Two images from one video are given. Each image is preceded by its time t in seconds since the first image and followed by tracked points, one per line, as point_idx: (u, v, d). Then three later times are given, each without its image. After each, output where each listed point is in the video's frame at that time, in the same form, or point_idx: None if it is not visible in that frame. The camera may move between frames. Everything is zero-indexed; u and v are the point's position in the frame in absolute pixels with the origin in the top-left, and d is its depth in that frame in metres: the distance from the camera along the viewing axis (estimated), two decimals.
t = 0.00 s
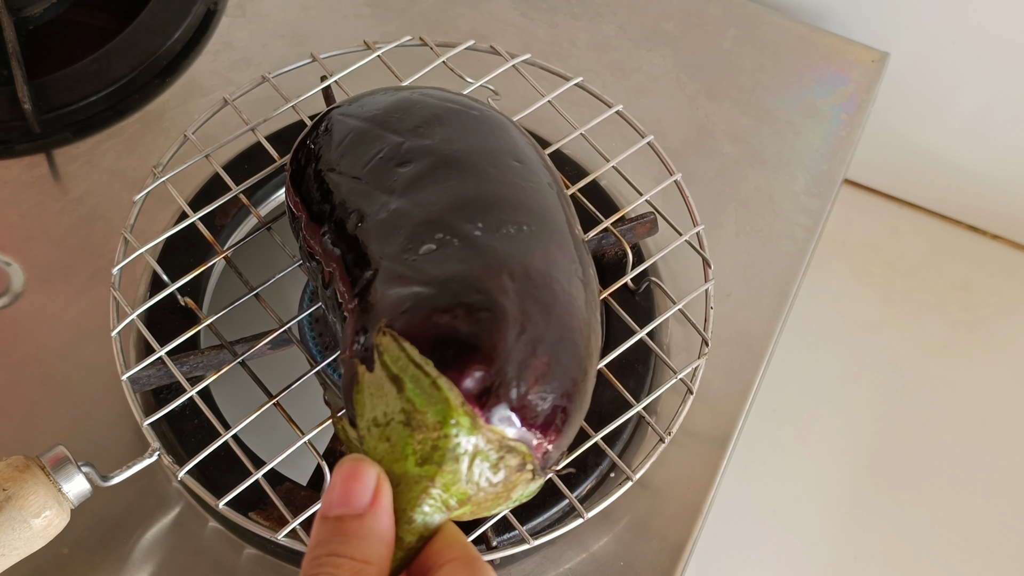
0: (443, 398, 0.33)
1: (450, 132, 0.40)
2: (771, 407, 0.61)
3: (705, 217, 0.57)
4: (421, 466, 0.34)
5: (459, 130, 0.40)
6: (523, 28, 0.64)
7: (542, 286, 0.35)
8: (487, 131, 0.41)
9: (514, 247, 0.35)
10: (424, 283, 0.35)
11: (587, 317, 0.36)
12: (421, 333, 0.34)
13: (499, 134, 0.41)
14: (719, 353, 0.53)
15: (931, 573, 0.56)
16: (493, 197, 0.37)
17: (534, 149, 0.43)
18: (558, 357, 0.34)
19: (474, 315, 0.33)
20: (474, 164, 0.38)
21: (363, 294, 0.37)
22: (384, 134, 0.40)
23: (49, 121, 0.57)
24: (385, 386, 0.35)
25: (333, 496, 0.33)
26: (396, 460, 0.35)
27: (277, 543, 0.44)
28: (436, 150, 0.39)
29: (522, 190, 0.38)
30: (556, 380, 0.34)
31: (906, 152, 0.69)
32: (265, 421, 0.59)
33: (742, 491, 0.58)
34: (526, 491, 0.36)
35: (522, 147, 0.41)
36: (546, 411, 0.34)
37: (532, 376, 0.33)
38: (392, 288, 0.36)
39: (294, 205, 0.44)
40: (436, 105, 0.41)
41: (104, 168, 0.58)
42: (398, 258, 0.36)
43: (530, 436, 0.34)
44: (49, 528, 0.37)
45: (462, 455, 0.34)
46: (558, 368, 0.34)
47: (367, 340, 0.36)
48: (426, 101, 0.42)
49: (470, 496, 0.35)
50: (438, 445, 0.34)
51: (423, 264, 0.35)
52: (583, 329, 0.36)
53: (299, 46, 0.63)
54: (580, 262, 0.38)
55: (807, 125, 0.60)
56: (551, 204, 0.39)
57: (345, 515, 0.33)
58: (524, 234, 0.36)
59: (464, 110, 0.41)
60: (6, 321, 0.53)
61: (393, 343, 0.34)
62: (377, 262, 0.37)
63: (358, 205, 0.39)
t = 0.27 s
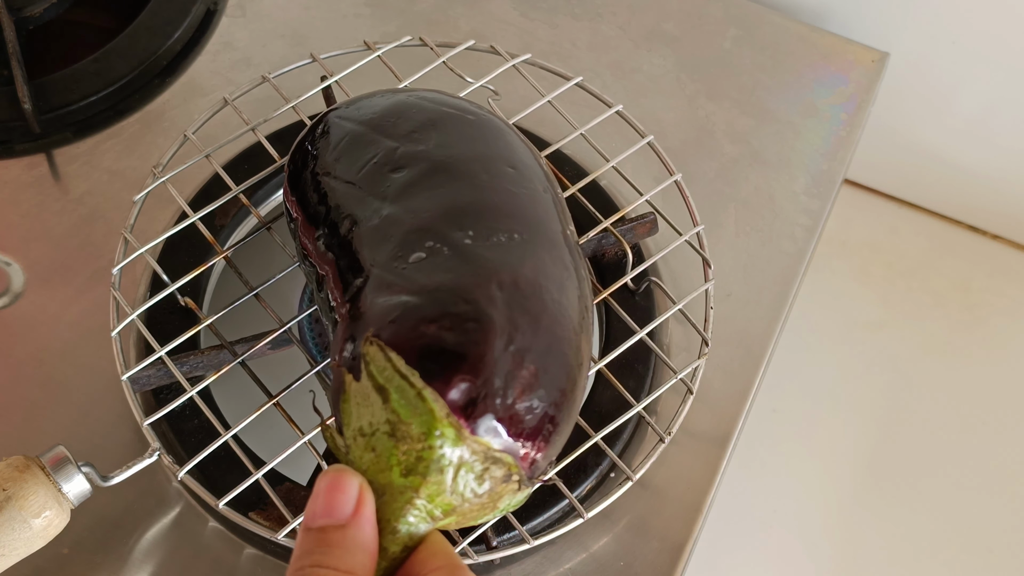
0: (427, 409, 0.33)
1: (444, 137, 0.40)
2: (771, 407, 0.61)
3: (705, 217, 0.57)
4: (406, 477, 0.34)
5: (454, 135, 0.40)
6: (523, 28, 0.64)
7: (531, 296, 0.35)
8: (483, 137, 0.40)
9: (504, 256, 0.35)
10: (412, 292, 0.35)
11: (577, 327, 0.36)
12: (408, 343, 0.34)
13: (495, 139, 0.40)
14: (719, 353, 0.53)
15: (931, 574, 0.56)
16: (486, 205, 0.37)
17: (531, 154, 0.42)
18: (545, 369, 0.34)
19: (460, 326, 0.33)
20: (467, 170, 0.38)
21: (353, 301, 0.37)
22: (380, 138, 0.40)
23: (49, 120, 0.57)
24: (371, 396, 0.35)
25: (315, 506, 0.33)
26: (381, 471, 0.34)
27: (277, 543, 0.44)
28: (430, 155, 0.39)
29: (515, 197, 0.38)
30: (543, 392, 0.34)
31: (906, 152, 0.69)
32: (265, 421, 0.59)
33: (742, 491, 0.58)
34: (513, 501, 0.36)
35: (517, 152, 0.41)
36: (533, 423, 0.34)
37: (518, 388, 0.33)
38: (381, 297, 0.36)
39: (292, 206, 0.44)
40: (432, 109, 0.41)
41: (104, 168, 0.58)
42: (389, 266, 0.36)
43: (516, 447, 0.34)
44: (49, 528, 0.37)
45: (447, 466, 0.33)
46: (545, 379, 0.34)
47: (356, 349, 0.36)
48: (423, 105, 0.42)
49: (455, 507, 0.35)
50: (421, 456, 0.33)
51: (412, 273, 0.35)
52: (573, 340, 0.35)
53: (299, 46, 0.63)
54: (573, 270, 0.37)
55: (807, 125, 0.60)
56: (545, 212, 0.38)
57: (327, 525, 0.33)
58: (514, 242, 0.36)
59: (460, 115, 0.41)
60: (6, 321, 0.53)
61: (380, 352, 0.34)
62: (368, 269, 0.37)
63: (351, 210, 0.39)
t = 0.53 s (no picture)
0: (399, 423, 0.32)
1: (434, 143, 0.39)
2: (771, 407, 0.61)
3: (705, 217, 0.57)
4: (378, 492, 0.33)
5: (444, 141, 0.39)
6: (523, 28, 0.64)
7: (510, 310, 0.34)
8: (473, 143, 0.39)
9: (486, 267, 0.34)
10: (390, 304, 0.34)
11: (559, 341, 0.35)
12: (383, 356, 0.33)
13: (485, 146, 0.39)
14: (719, 353, 0.53)
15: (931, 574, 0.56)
16: (471, 214, 0.36)
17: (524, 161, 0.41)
18: (522, 383, 0.33)
19: (437, 339, 0.33)
20: (454, 178, 0.37)
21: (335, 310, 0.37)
22: (369, 143, 0.39)
23: (50, 121, 0.57)
24: (345, 409, 0.34)
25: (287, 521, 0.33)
26: (354, 484, 0.34)
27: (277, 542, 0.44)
28: (418, 162, 0.38)
29: (502, 205, 0.37)
30: (519, 407, 0.33)
31: (906, 153, 0.69)
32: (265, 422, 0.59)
33: (742, 492, 0.58)
34: (489, 514, 0.35)
35: (510, 159, 0.40)
36: (508, 438, 0.33)
37: (493, 404, 0.33)
38: (361, 308, 0.35)
39: (287, 209, 0.44)
40: (424, 114, 0.40)
41: (104, 168, 0.58)
42: (371, 275, 0.35)
43: (490, 463, 0.33)
44: (49, 528, 0.37)
45: (419, 481, 0.33)
46: (522, 394, 0.33)
47: (334, 360, 0.35)
48: (415, 110, 0.41)
49: (428, 522, 0.34)
50: (393, 470, 0.33)
51: (392, 283, 0.34)
52: (553, 354, 0.34)
53: (300, 46, 0.63)
54: (560, 282, 0.36)
55: (807, 125, 0.60)
56: (534, 221, 0.37)
57: (297, 539, 0.33)
58: (498, 253, 0.35)
59: (452, 120, 0.40)
60: (7, 321, 0.53)
61: (356, 365, 0.33)
62: (350, 278, 0.36)
63: (338, 216, 0.38)
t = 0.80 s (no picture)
0: (375, 447, 0.32)
1: (424, 154, 0.38)
2: (771, 407, 0.61)
3: (705, 217, 0.57)
4: (355, 514, 0.33)
5: (435, 152, 0.38)
6: (522, 28, 0.64)
7: (492, 331, 0.33)
8: (464, 154, 0.38)
9: (470, 287, 0.34)
10: (372, 325, 0.34)
11: (544, 361, 0.34)
12: (362, 378, 0.33)
13: (477, 156, 0.38)
14: (719, 353, 0.53)
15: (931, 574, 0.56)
16: (458, 229, 0.35)
17: (519, 171, 0.40)
18: (502, 406, 0.33)
19: (416, 362, 0.32)
20: (442, 191, 0.36)
21: (319, 325, 0.36)
22: (360, 153, 0.39)
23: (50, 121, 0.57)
24: (323, 431, 0.33)
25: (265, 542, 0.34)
26: (331, 506, 0.33)
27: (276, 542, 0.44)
28: (406, 175, 0.37)
29: (490, 220, 0.36)
30: (498, 429, 0.33)
31: (906, 153, 0.69)
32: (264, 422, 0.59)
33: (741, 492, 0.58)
34: (469, 534, 0.35)
35: (503, 169, 0.39)
36: (487, 460, 0.33)
37: (472, 427, 0.32)
38: (344, 326, 0.34)
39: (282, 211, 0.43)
40: (416, 123, 0.39)
41: (104, 168, 0.58)
42: (356, 291, 0.35)
43: (468, 486, 0.33)
44: (49, 529, 0.37)
45: (397, 504, 0.32)
46: (502, 416, 0.33)
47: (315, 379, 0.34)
48: (408, 118, 0.40)
49: (405, 544, 0.33)
50: (370, 493, 0.32)
51: (375, 303, 0.34)
52: (536, 375, 0.34)
53: (299, 46, 0.63)
54: (548, 299, 0.36)
55: (807, 125, 0.60)
56: (524, 236, 0.36)
57: (276, 560, 0.34)
58: (484, 271, 0.34)
59: (444, 130, 0.39)
60: (7, 321, 0.53)
61: (335, 387, 0.33)
62: (335, 294, 0.36)
63: (326, 229, 0.38)
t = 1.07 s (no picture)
0: (377, 461, 0.32)
1: (427, 161, 0.37)
2: (771, 407, 0.61)
3: (705, 217, 0.57)
4: (357, 526, 0.33)
5: (437, 158, 0.38)
6: (523, 28, 0.64)
7: (494, 342, 0.33)
8: (467, 160, 0.38)
9: (472, 297, 0.34)
10: (374, 335, 0.34)
11: (545, 371, 0.34)
12: (364, 391, 0.33)
13: (480, 162, 0.38)
14: (719, 354, 0.53)
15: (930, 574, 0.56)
16: (460, 238, 0.35)
17: (521, 176, 0.40)
18: (504, 417, 0.33)
19: (418, 373, 0.32)
20: (445, 198, 0.36)
21: (321, 334, 0.36)
22: (362, 159, 0.38)
23: (50, 121, 0.57)
24: (326, 442, 0.33)
25: (265, 553, 0.34)
26: (334, 517, 0.34)
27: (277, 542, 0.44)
28: (409, 182, 0.37)
29: (492, 228, 0.36)
30: (499, 440, 0.33)
31: (906, 153, 0.69)
32: (265, 421, 0.59)
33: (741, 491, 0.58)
34: (471, 544, 0.35)
35: (505, 175, 0.38)
36: (488, 472, 0.33)
37: (473, 438, 0.32)
38: (347, 336, 0.34)
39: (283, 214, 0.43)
40: (418, 128, 0.39)
41: (104, 168, 0.58)
42: (358, 300, 0.35)
43: (470, 497, 0.33)
44: (49, 530, 0.37)
45: (398, 517, 0.33)
46: (503, 428, 0.33)
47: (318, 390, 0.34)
48: (411, 123, 0.39)
49: (407, 555, 0.34)
50: (372, 506, 0.33)
51: (377, 313, 0.34)
52: (538, 386, 0.34)
53: (299, 46, 0.63)
54: (550, 308, 0.35)
55: (807, 125, 0.60)
56: (527, 244, 0.36)
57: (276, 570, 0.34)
58: (486, 281, 0.34)
59: (447, 135, 0.39)
60: (7, 321, 0.53)
61: (338, 399, 0.33)
62: (337, 303, 0.36)
63: (328, 236, 0.38)
